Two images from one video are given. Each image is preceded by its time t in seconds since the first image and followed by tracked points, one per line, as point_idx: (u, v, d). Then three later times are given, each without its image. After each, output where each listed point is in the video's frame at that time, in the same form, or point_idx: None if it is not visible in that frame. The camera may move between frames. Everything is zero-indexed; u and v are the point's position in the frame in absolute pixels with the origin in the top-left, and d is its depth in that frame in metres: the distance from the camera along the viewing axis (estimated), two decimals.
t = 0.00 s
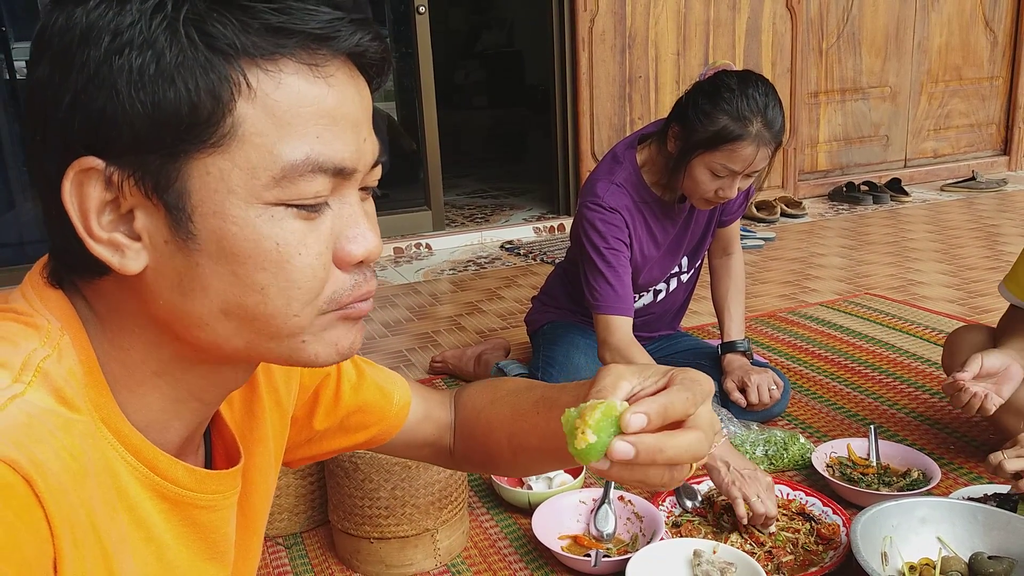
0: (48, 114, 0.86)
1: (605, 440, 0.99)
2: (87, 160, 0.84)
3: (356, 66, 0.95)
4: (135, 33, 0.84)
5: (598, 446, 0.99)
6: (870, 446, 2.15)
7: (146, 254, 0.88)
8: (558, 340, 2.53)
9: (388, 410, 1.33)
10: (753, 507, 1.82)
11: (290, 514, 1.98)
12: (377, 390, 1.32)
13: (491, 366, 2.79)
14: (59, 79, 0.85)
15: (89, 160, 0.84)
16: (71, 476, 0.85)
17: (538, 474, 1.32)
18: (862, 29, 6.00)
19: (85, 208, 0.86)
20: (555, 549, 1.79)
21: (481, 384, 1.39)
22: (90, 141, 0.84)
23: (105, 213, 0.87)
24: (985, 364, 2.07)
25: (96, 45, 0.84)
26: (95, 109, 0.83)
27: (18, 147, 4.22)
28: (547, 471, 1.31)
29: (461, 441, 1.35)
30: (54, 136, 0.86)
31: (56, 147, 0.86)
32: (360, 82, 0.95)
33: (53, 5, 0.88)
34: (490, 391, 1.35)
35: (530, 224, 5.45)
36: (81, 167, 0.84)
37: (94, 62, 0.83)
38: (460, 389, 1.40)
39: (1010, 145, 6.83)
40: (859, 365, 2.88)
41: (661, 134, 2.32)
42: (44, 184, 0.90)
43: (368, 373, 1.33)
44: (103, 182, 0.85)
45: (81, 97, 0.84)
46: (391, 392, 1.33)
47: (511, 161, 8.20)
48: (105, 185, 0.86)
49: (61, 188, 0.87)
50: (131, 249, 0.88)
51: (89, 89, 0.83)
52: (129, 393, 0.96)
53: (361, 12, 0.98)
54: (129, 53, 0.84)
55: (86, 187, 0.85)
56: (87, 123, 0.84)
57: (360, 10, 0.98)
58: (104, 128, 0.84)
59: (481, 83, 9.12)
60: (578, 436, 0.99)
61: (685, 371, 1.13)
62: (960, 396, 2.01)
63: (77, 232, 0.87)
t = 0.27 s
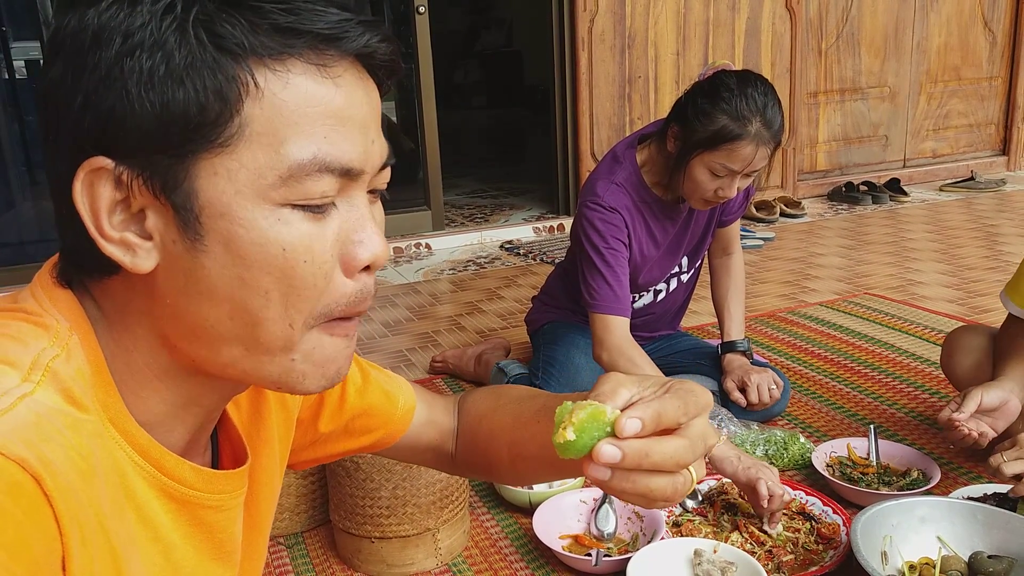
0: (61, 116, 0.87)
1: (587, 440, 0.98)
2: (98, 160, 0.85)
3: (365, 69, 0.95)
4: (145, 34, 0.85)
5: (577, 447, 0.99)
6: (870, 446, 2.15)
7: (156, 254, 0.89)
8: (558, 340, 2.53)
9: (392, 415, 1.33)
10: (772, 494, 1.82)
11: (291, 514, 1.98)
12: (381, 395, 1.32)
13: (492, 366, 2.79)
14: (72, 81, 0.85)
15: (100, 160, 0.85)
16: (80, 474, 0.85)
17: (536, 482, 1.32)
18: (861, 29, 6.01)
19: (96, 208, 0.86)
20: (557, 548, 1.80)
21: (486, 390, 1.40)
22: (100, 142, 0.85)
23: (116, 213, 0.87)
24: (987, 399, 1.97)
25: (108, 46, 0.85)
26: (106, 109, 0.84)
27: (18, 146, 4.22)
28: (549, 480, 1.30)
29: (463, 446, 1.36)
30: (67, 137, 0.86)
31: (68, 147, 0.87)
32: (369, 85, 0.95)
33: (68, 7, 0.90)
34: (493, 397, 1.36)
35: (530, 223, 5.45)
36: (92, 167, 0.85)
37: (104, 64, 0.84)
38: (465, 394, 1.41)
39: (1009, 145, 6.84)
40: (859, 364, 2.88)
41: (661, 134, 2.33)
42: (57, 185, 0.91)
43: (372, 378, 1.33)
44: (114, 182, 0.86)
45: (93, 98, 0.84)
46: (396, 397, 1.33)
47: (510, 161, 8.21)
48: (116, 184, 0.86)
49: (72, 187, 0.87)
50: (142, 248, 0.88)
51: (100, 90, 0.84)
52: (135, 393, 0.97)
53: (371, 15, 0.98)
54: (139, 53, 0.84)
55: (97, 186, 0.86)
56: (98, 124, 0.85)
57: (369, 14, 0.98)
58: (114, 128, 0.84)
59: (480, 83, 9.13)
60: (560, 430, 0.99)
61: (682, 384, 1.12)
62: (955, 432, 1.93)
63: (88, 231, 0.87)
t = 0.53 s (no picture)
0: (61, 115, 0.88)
1: (576, 431, 0.98)
2: (90, 155, 0.86)
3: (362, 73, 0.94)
4: (137, 31, 0.85)
5: (567, 437, 0.99)
6: (870, 448, 2.16)
7: (142, 249, 0.89)
8: (559, 341, 2.53)
9: (393, 419, 1.33)
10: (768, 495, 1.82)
11: (293, 516, 1.98)
12: (383, 397, 1.32)
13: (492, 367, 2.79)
14: (69, 80, 0.87)
15: (93, 155, 0.85)
16: (87, 478, 0.85)
17: (536, 486, 1.32)
18: (860, 29, 6.01)
19: (87, 201, 0.87)
20: (558, 549, 1.80)
21: (487, 394, 1.40)
22: (95, 138, 0.86)
23: (108, 209, 0.88)
24: (990, 405, 1.95)
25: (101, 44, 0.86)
26: (99, 107, 0.85)
27: (18, 147, 4.22)
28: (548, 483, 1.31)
29: (468, 451, 1.36)
30: (67, 135, 0.88)
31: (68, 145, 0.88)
32: (366, 89, 0.94)
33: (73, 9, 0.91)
34: (494, 401, 1.37)
35: (530, 224, 5.45)
36: (85, 162, 0.86)
37: (97, 62, 0.85)
38: (468, 398, 1.42)
39: (1008, 145, 6.84)
40: (859, 365, 2.89)
41: (661, 136, 2.33)
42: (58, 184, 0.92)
43: (374, 381, 1.33)
44: (106, 176, 0.87)
45: (87, 96, 0.85)
46: (397, 400, 1.33)
47: (510, 161, 8.21)
48: (107, 179, 0.87)
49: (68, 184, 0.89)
50: (130, 242, 0.88)
51: (93, 87, 0.85)
52: (139, 397, 0.97)
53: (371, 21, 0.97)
54: (129, 52, 0.85)
55: (90, 180, 0.87)
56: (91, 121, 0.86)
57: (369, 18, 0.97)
58: (106, 125, 0.85)
59: (479, 83, 9.12)
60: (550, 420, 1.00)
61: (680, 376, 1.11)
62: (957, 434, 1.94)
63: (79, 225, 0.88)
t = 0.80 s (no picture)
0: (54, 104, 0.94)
1: (599, 417, 0.98)
2: (67, 141, 0.91)
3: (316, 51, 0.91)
4: (100, 20, 0.89)
5: (590, 423, 0.99)
6: (870, 447, 2.16)
7: (109, 230, 0.90)
8: (559, 341, 2.54)
9: (398, 419, 1.33)
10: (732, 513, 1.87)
11: (294, 516, 1.99)
12: (386, 397, 1.33)
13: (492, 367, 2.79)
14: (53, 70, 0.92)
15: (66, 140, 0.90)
16: (95, 474, 0.85)
17: (550, 486, 1.33)
18: (859, 29, 6.02)
19: (65, 185, 0.91)
20: (558, 549, 1.80)
21: (500, 394, 1.40)
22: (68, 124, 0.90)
23: (86, 195, 0.91)
24: (990, 402, 1.95)
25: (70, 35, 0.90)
26: (68, 95, 0.90)
27: (17, 147, 4.22)
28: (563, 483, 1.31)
29: (479, 451, 1.36)
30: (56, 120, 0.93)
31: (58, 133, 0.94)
32: (316, 66, 0.90)
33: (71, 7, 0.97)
34: (507, 401, 1.37)
35: (529, 224, 5.45)
36: (64, 148, 0.91)
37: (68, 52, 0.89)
38: (478, 398, 1.42)
39: (1007, 145, 6.85)
40: (858, 365, 2.89)
41: (661, 134, 2.33)
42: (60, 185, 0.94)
43: (378, 380, 1.33)
44: (79, 160, 0.90)
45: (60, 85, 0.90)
46: (401, 400, 1.34)
47: (509, 161, 8.21)
48: (82, 164, 0.90)
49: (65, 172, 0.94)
50: (99, 223, 0.90)
51: (64, 77, 0.90)
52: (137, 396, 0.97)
53: None
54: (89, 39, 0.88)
55: (68, 165, 0.91)
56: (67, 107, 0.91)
57: None
58: (70, 109, 0.89)
59: (478, 83, 9.12)
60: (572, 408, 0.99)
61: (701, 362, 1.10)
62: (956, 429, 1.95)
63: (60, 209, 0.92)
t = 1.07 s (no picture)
0: (52, 119, 0.91)
1: (606, 428, 0.97)
2: (76, 158, 0.88)
3: (345, 73, 0.94)
4: (113, 35, 0.87)
5: (598, 434, 0.98)
6: (870, 449, 2.16)
7: (130, 251, 0.90)
8: (558, 343, 2.54)
9: (400, 421, 1.33)
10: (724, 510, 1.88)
11: (293, 518, 1.98)
12: (388, 400, 1.33)
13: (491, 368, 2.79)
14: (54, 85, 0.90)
15: (77, 159, 0.88)
16: (93, 479, 0.85)
17: (554, 493, 1.33)
18: (858, 30, 6.02)
19: (74, 206, 0.89)
20: (559, 551, 1.80)
21: (507, 398, 1.40)
22: (78, 142, 0.88)
23: (95, 213, 0.90)
24: (994, 406, 1.93)
25: (78, 50, 0.88)
26: (81, 113, 0.88)
27: (16, 147, 4.22)
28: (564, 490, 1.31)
29: (485, 456, 1.36)
30: (56, 135, 0.91)
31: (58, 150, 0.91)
32: (348, 87, 0.93)
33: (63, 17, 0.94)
34: (514, 405, 1.37)
35: (528, 225, 5.45)
36: (71, 165, 0.88)
37: (77, 67, 0.87)
38: (486, 402, 1.41)
39: (1006, 146, 6.86)
40: (857, 366, 2.90)
41: (661, 135, 2.33)
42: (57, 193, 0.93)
43: (380, 383, 1.33)
44: (92, 181, 0.89)
45: (70, 100, 0.88)
46: (403, 402, 1.34)
47: (508, 162, 8.20)
48: (93, 184, 0.89)
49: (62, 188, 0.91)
50: (117, 246, 0.90)
51: (73, 92, 0.88)
52: (139, 400, 0.97)
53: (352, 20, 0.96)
54: (106, 56, 0.87)
55: (77, 185, 0.89)
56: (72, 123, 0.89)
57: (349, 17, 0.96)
58: (84, 126, 0.88)
59: (477, 83, 9.11)
60: (578, 420, 0.99)
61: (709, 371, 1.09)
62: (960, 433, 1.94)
63: (66, 229, 0.90)
